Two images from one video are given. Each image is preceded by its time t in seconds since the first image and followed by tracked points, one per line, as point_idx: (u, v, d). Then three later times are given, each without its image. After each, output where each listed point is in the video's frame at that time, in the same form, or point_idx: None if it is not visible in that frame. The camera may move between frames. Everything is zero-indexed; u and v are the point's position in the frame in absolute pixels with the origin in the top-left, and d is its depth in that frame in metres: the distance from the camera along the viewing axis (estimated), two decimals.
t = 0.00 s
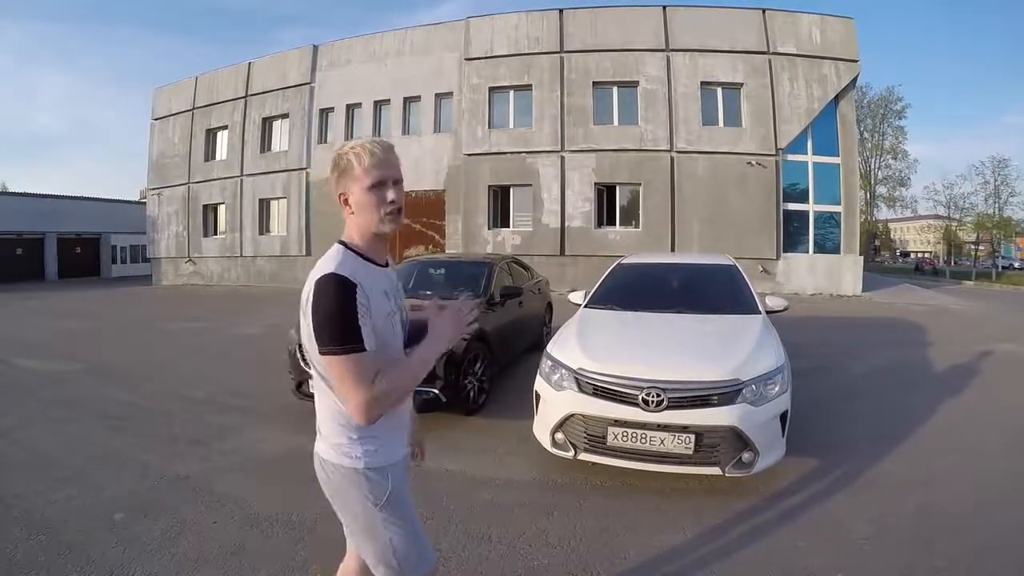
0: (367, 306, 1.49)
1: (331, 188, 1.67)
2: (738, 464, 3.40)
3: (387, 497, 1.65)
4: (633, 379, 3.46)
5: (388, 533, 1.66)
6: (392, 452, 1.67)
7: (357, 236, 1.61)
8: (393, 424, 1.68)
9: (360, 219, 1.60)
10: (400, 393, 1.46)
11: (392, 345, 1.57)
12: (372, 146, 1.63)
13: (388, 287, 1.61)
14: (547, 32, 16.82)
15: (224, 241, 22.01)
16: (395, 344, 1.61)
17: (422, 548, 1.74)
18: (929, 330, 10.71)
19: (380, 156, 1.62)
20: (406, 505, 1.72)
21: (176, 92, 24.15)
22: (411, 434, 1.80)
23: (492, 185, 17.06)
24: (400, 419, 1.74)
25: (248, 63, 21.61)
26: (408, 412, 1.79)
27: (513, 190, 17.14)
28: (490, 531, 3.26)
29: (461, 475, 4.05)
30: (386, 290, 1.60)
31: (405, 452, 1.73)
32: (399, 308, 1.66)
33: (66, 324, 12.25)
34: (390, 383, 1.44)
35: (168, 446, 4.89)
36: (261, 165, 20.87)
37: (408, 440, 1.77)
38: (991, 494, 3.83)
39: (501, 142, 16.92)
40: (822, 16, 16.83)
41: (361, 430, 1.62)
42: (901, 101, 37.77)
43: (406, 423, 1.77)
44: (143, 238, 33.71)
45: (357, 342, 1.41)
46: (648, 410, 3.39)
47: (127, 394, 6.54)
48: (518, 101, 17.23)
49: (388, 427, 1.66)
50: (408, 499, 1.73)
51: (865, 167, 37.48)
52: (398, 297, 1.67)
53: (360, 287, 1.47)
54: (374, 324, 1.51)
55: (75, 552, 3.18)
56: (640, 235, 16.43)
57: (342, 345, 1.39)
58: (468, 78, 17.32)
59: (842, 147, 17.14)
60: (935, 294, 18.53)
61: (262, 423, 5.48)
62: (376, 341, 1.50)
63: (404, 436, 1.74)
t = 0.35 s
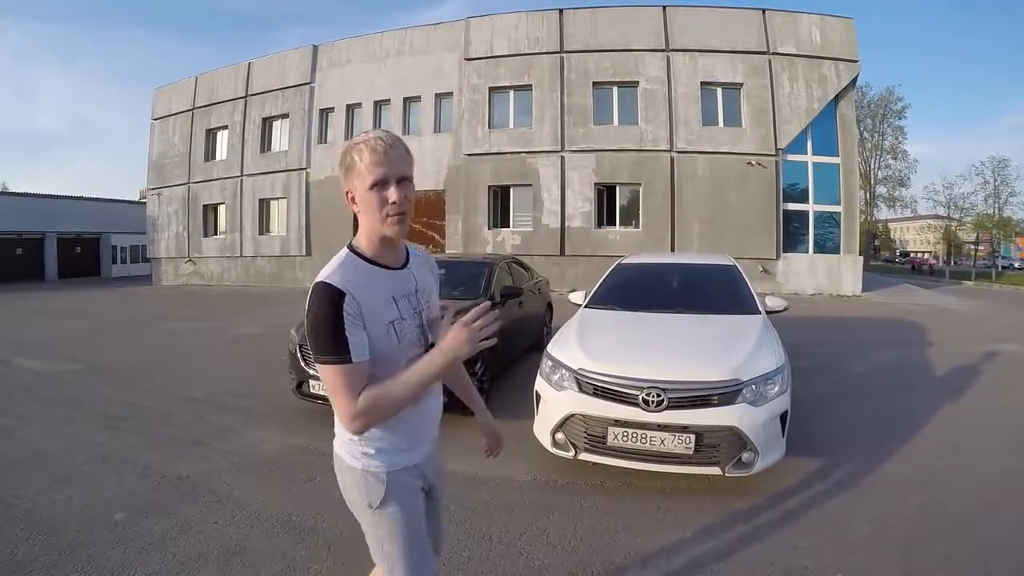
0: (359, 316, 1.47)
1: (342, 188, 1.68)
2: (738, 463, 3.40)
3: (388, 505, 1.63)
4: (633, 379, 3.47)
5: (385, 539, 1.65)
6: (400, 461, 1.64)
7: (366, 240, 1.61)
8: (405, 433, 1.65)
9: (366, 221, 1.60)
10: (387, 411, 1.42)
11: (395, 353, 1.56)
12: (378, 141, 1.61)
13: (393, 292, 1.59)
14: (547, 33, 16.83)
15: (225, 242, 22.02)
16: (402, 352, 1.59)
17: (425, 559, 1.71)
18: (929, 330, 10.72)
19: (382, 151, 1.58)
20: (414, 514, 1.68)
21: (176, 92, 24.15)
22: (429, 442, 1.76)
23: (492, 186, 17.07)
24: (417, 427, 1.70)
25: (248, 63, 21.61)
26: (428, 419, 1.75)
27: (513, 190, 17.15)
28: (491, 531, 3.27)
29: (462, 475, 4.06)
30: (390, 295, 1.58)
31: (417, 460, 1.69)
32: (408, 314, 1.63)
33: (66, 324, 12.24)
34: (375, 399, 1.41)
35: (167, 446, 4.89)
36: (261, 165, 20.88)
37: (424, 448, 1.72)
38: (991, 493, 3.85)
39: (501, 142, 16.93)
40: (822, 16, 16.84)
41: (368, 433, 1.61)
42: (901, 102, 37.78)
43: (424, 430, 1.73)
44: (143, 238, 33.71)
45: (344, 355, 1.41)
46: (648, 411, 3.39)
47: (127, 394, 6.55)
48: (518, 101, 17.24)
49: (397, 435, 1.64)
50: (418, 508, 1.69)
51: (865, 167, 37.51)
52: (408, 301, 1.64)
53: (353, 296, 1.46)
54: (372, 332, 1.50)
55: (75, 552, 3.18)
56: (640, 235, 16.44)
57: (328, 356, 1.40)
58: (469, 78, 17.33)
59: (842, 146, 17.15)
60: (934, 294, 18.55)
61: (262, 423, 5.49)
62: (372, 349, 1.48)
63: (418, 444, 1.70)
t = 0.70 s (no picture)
0: (364, 321, 1.45)
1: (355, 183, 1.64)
2: (739, 463, 3.40)
3: (382, 509, 1.62)
4: (635, 379, 3.46)
5: (380, 543, 1.64)
6: (398, 466, 1.63)
7: (377, 242, 1.59)
8: (405, 437, 1.65)
9: (380, 223, 1.58)
10: (393, 422, 1.42)
11: (399, 360, 1.55)
12: (400, 142, 1.59)
13: (399, 297, 1.58)
14: (547, 32, 16.83)
15: (224, 241, 22.01)
16: (406, 358, 1.58)
17: (425, 564, 1.69)
18: (929, 330, 10.71)
19: (407, 154, 1.57)
20: (413, 518, 1.67)
21: (175, 92, 24.13)
22: (430, 446, 1.75)
23: (492, 185, 17.06)
24: (418, 431, 1.69)
25: (248, 63, 21.59)
26: (428, 424, 1.74)
27: (513, 190, 17.14)
28: (492, 531, 3.26)
29: (463, 475, 4.05)
30: (396, 301, 1.57)
31: (416, 464, 1.68)
32: (415, 318, 1.62)
33: (65, 324, 12.22)
34: (379, 409, 1.40)
35: (167, 446, 4.88)
36: (260, 164, 20.86)
37: (424, 452, 1.71)
38: (990, 493, 3.84)
39: (501, 142, 16.92)
40: (822, 16, 16.84)
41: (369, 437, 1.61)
42: (901, 101, 37.77)
43: (424, 434, 1.72)
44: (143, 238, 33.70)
45: (347, 361, 1.40)
46: (649, 411, 3.39)
47: (127, 394, 6.54)
48: (518, 101, 17.22)
49: (397, 439, 1.63)
50: (416, 512, 1.68)
51: (864, 167, 37.53)
52: (415, 305, 1.63)
53: (360, 302, 1.45)
54: (377, 338, 1.49)
55: (76, 552, 3.18)
56: (640, 235, 16.44)
57: (333, 364, 1.40)
58: (469, 77, 17.32)
59: (842, 146, 17.15)
60: (934, 294, 18.54)
61: (262, 423, 5.48)
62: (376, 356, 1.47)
63: (417, 448, 1.69)
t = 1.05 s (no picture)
0: (379, 329, 1.46)
1: (380, 184, 1.57)
2: (742, 464, 3.39)
3: (375, 512, 1.61)
4: (637, 380, 3.45)
5: (374, 545, 1.63)
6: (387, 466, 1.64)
7: (391, 250, 1.58)
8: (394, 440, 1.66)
9: (402, 234, 1.58)
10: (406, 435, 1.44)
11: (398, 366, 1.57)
12: (439, 164, 1.58)
13: (402, 305, 1.60)
14: (547, 32, 16.82)
15: (225, 241, 22.00)
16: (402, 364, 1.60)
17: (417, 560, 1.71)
18: (930, 330, 10.69)
19: (446, 178, 1.58)
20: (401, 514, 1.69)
21: (176, 92, 24.13)
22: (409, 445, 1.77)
23: (492, 185, 17.06)
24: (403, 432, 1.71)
25: (248, 63, 21.57)
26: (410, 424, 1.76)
27: (513, 190, 17.12)
28: (493, 532, 3.24)
29: (464, 476, 4.04)
30: (400, 309, 1.58)
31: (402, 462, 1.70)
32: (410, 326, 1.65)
33: (65, 324, 12.20)
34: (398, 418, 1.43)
35: (168, 446, 4.87)
36: (260, 164, 20.85)
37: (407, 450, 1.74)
38: (991, 493, 3.84)
39: (502, 141, 16.91)
40: (822, 16, 16.83)
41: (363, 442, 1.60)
42: (902, 101, 37.73)
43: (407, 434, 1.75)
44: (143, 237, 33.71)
45: (363, 368, 1.38)
46: (652, 412, 3.38)
47: (127, 395, 6.53)
48: (519, 101, 17.21)
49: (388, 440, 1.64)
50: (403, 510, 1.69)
51: (865, 168, 37.52)
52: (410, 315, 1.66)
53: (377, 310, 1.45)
54: (385, 345, 1.49)
55: (75, 554, 3.16)
56: (640, 235, 16.43)
57: (351, 373, 1.37)
58: (469, 77, 17.31)
59: (842, 146, 17.15)
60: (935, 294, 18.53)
61: (262, 424, 5.46)
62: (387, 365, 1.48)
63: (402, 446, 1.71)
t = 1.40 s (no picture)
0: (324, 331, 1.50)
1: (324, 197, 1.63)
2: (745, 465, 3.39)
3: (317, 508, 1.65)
4: (639, 380, 3.44)
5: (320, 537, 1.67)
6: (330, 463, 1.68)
7: (330, 256, 1.62)
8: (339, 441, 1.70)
9: (342, 242, 1.63)
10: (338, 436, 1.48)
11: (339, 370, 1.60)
12: (377, 180, 1.67)
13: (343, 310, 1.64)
14: (547, 32, 16.82)
15: (225, 241, 21.99)
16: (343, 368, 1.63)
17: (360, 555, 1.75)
18: (930, 331, 10.68)
19: (385, 193, 1.67)
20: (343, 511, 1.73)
21: (176, 92, 24.12)
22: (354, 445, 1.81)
23: (492, 186, 17.05)
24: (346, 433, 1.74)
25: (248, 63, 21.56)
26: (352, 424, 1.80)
27: (513, 190, 17.11)
28: (494, 533, 3.24)
29: (464, 476, 4.03)
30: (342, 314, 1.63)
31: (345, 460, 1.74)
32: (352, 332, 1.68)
33: (64, 324, 12.18)
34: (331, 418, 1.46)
35: (168, 447, 4.86)
36: (261, 165, 20.85)
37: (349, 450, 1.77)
38: (989, 493, 3.83)
39: (502, 142, 16.91)
40: (823, 16, 16.82)
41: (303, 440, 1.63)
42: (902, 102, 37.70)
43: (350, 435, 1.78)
44: (143, 237, 33.70)
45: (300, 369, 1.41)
46: (655, 412, 3.37)
47: (127, 395, 6.52)
48: (519, 101, 17.19)
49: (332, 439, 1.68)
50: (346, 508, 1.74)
51: (865, 168, 37.53)
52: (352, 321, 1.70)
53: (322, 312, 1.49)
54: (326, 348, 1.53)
55: (77, 555, 3.15)
56: (641, 235, 16.43)
57: (287, 374, 1.40)
58: (469, 77, 17.29)
59: (843, 147, 17.14)
60: (936, 294, 18.53)
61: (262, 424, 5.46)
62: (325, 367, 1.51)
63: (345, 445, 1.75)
